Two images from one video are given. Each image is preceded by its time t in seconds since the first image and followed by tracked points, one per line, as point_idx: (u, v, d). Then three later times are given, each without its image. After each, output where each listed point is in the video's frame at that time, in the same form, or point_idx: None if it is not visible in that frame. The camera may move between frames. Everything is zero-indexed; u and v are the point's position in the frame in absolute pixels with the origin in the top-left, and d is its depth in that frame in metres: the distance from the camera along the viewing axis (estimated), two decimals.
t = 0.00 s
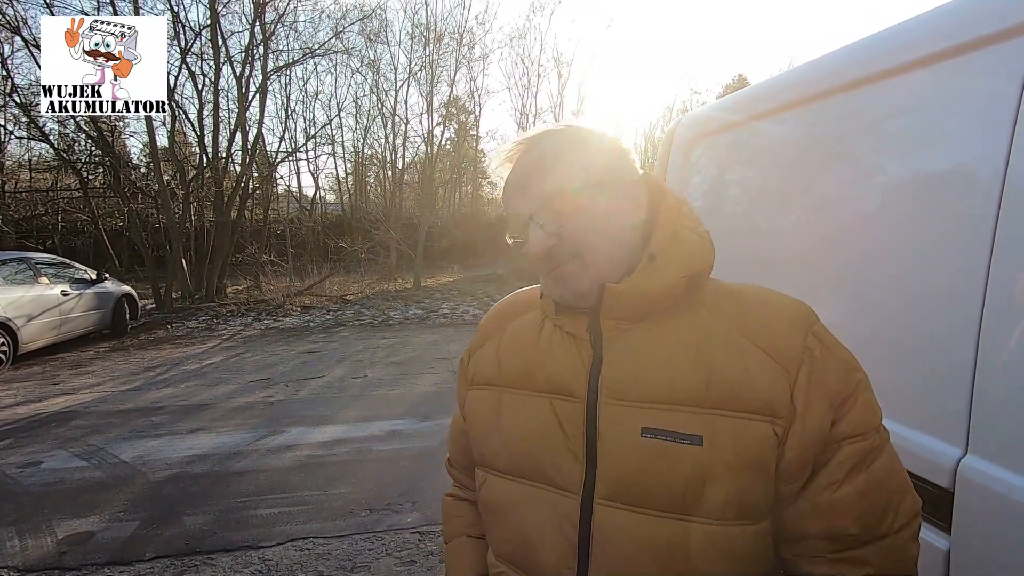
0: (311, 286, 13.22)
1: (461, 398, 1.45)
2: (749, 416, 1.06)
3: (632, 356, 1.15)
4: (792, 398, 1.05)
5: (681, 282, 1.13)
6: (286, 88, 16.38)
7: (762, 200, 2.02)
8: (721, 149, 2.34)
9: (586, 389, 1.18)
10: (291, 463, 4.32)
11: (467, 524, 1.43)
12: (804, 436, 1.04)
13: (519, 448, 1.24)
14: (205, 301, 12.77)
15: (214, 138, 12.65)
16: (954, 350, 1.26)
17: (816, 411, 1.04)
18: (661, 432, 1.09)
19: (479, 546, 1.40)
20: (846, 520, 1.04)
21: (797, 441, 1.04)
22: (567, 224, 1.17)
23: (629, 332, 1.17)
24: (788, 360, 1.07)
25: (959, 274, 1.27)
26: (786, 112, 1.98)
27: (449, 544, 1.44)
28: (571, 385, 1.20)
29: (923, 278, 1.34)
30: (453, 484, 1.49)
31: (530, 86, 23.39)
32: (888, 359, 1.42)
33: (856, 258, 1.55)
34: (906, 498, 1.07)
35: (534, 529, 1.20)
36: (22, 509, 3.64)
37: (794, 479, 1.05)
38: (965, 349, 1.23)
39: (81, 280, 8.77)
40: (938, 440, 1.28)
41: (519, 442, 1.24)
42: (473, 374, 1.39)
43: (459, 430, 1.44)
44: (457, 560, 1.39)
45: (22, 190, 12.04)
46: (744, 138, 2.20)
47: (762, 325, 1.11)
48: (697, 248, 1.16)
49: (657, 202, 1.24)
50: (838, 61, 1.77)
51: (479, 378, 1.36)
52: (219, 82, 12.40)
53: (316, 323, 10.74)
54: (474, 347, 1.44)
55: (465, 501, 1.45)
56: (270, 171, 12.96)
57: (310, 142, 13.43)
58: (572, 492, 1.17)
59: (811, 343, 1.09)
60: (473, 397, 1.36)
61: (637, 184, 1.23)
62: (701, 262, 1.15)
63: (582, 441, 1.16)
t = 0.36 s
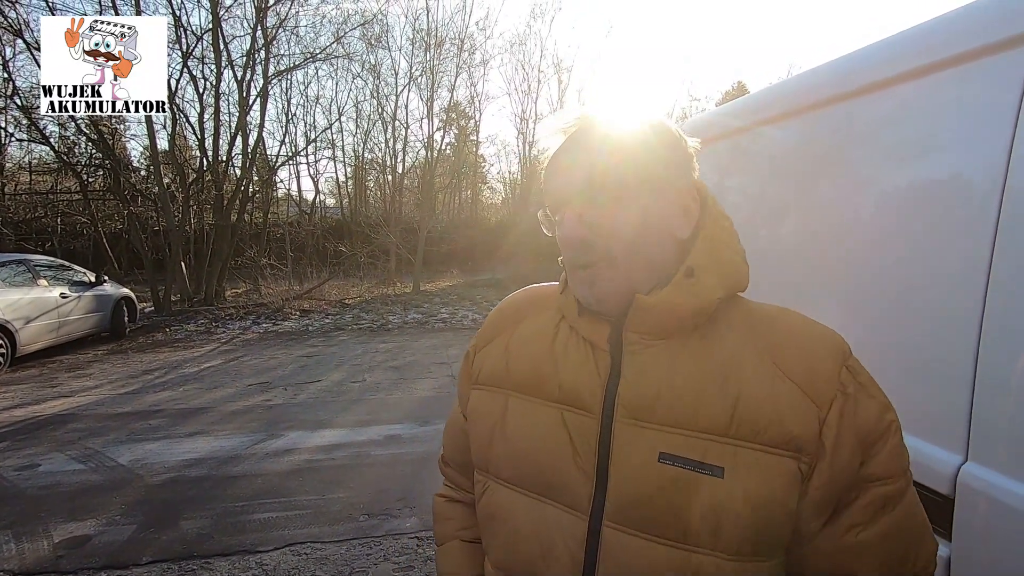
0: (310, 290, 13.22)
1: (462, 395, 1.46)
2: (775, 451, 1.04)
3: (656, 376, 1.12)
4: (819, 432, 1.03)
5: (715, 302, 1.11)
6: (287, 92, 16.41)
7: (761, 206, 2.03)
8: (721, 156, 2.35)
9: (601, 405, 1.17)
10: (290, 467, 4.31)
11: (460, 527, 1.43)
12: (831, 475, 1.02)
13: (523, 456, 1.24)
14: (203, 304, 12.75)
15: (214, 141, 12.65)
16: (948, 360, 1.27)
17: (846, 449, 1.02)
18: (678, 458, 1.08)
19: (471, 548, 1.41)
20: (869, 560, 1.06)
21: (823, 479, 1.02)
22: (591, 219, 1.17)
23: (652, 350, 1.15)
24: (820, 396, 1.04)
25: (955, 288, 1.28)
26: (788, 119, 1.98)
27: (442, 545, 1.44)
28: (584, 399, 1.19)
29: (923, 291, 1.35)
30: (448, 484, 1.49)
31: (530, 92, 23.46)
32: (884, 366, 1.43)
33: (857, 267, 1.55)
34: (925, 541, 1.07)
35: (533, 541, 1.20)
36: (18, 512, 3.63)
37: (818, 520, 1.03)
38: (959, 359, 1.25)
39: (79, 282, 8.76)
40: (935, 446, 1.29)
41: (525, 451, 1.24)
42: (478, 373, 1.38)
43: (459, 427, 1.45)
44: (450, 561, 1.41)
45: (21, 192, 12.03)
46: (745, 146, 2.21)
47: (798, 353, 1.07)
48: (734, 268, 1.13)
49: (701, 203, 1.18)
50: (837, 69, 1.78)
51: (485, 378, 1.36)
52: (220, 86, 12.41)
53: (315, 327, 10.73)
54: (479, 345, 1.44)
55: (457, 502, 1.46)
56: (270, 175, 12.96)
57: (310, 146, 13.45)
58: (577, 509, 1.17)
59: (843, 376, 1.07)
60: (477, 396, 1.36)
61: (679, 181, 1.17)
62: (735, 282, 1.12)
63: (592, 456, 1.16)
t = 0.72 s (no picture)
0: (311, 295, 13.23)
1: (436, 399, 1.47)
2: (745, 448, 1.10)
3: (635, 377, 1.18)
4: (788, 432, 1.09)
5: (690, 308, 1.18)
6: (290, 98, 16.47)
7: (759, 214, 2.04)
8: (722, 162, 2.36)
9: (579, 402, 1.21)
10: (289, 472, 4.30)
11: (428, 542, 1.41)
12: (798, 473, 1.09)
13: (498, 456, 1.25)
14: (204, 308, 12.74)
15: (216, 146, 12.69)
16: (946, 364, 1.27)
17: (813, 450, 1.10)
18: (654, 454, 1.12)
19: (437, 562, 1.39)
20: (836, 558, 1.11)
21: (790, 477, 1.09)
22: (575, 226, 1.22)
23: (629, 353, 1.21)
24: (786, 393, 1.12)
25: (950, 294, 1.29)
26: (786, 128, 2.00)
27: (406, 561, 1.42)
28: (561, 399, 1.23)
29: (918, 299, 1.36)
30: (416, 497, 1.48)
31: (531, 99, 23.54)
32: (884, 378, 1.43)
33: (853, 277, 1.56)
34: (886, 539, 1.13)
35: (507, 542, 1.20)
36: (16, 515, 3.63)
37: (785, 517, 1.09)
38: (956, 363, 1.25)
39: (80, 285, 8.77)
40: (931, 456, 1.29)
41: (500, 452, 1.25)
42: (454, 376, 1.41)
43: (432, 433, 1.46)
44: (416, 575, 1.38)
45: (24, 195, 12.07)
46: (746, 152, 2.22)
47: (768, 359, 1.15)
48: (711, 280, 1.20)
49: (683, 222, 1.24)
50: (834, 79, 1.81)
51: (462, 381, 1.38)
52: (223, 90, 12.47)
53: (315, 331, 10.73)
54: (456, 352, 1.46)
55: (425, 516, 1.45)
56: (272, 179, 12.99)
57: (312, 151, 13.49)
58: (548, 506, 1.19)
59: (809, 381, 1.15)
60: (454, 399, 1.37)
61: (664, 201, 1.23)
62: (707, 295, 1.20)
63: (568, 454, 1.19)
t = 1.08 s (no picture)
0: (319, 296, 13.30)
1: (391, 403, 1.49)
2: (670, 432, 1.14)
3: (573, 368, 1.23)
4: (709, 417, 1.15)
5: (628, 308, 1.25)
6: (298, 100, 16.58)
7: (767, 216, 2.04)
8: (728, 164, 2.37)
9: (524, 393, 1.24)
10: (297, 472, 4.33)
11: (375, 540, 1.41)
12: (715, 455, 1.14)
13: (442, 444, 1.26)
14: (213, 309, 12.82)
15: (226, 148, 12.79)
16: (957, 369, 1.26)
17: (732, 435, 1.15)
18: (592, 436, 1.16)
19: (383, 563, 1.38)
20: (752, 537, 1.14)
21: (710, 460, 1.14)
22: (551, 223, 1.27)
23: (565, 344, 1.26)
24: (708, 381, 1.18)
25: (961, 296, 1.28)
26: (794, 129, 1.99)
27: (352, 561, 1.41)
28: (506, 388, 1.26)
29: (927, 301, 1.35)
30: (367, 499, 1.48)
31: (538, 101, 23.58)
32: (894, 384, 1.42)
33: (861, 280, 1.55)
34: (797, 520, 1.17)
35: (451, 531, 1.21)
36: (28, 514, 3.66)
37: (703, 497, 1.14)
38: (964, 364, 1.25)
39: (92, 287, 8.86)
40: (943, 461, 1.27)
41: (446, 443, 1.26)
42: (408, 378, 1.42)
43: (385, 433, 1.47)
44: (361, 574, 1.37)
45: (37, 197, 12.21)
46: (752, 154, 2.22)
47: (692, 354, 1.22)
48: (648, 284, 1.29)
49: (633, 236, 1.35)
50: (840, 81, 1.81)
51: (416, 382, 1.39)
52: (233, 93, 12.57)
53: (323, 332, 10.79)
54: (412, 355, 1.48)
55: (376, 517, 1.44)
56: (281, 181, 13.08)
57: (320, 153, 13.57)
58: (487, 489, 1.20)
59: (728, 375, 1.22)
60: (406, 400, 1.38)
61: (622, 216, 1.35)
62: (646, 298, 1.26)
63: (510, 439, 1.21)
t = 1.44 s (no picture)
0: (334, 296, 13.43)
1: (366, 398, 1.52)
2: (624, 422, 1.17)
3: (533, 365, 1.26)
4: (661, 408, 1.18)
5: (589, 307, 1.27)
6: (312, 102, 16.73)
7: (784, 214, 2.02)
8: (743, 162, 2.37)
9: (488, 388, 1.27)
10: (314, 469, 4.38)
11: (357, 525, 1.45)
12: (666, 442, 1.17)
13: (410, 437, 1.30)
14: (230, 309, 12.99)
15: (243, 150, 12.94)
16: (979, 367, 1.25)
17: (682, 423, 1.18)
18: (551, 428, 1.19)
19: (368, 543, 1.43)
20: (702, 517, 1.16)
21: (662, 447, 1.17)
22: (540, 223, 1.28)
23: (527, 340, 1.28)
24: (660, 373, 1.21)
25: (977, 295, 1.28)
26: (813, 125, 1.96)
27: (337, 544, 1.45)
28: (469, 382, 1.29)
29: (946, 299, 1.35)
30: (348, 485, 1.51)
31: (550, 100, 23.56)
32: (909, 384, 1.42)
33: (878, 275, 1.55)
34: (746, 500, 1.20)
35: (423, 519, 1.26)
36: (55, 509, 3.75)
37: (656, 482, 1.17)
38: (980, 360, 1.25)
39: (113, 287, 9.03)
40: (961, 453, 1.27)
41: (414, 436, 1.30)
42: (380, 374, 1.46)
43: (360, 424, 1.50)
44: (345, 557, 1.42)
45: (59, 199, 12.48)
46: (767, 152, 2.22)
47: (645, 349, 1.25)
48: (608, 283, 1.31)
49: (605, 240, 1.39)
50: (860, 76, 1.78)
51: (387, 377, 1.42)
52: (248, 96, 12.73)
53: (338, 331, 10.89)
54: (385, 351, 1.52)
55: (358, 501, 1.49)
56: (296, 182, 13.21)
57: (335, 154, 13.69)
58: (455, 479, 1.24)
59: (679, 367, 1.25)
60: (379, 396, 1.42)
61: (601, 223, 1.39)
62: (602, 297, 1.29)
63: (476, 432, 1.25)
